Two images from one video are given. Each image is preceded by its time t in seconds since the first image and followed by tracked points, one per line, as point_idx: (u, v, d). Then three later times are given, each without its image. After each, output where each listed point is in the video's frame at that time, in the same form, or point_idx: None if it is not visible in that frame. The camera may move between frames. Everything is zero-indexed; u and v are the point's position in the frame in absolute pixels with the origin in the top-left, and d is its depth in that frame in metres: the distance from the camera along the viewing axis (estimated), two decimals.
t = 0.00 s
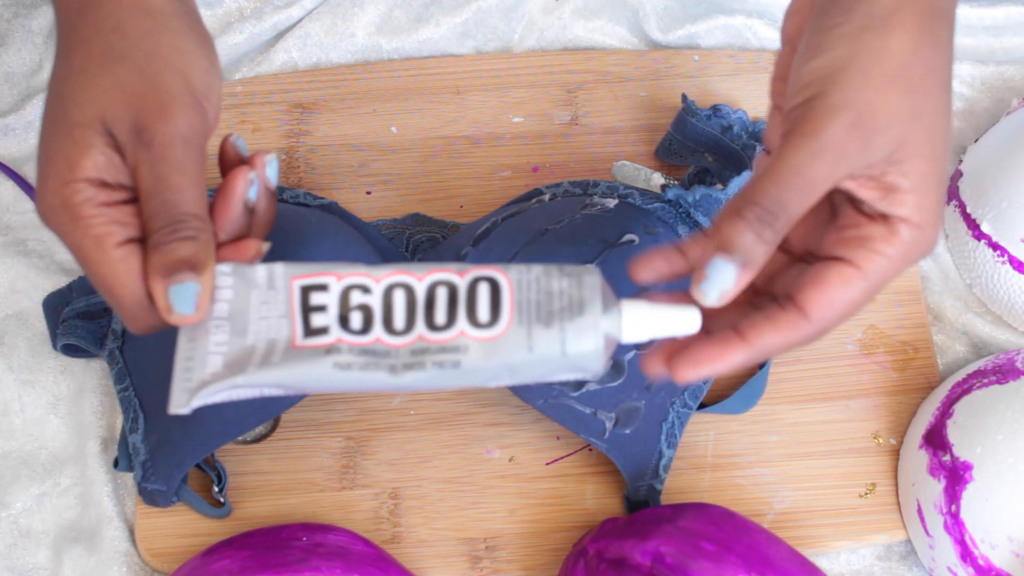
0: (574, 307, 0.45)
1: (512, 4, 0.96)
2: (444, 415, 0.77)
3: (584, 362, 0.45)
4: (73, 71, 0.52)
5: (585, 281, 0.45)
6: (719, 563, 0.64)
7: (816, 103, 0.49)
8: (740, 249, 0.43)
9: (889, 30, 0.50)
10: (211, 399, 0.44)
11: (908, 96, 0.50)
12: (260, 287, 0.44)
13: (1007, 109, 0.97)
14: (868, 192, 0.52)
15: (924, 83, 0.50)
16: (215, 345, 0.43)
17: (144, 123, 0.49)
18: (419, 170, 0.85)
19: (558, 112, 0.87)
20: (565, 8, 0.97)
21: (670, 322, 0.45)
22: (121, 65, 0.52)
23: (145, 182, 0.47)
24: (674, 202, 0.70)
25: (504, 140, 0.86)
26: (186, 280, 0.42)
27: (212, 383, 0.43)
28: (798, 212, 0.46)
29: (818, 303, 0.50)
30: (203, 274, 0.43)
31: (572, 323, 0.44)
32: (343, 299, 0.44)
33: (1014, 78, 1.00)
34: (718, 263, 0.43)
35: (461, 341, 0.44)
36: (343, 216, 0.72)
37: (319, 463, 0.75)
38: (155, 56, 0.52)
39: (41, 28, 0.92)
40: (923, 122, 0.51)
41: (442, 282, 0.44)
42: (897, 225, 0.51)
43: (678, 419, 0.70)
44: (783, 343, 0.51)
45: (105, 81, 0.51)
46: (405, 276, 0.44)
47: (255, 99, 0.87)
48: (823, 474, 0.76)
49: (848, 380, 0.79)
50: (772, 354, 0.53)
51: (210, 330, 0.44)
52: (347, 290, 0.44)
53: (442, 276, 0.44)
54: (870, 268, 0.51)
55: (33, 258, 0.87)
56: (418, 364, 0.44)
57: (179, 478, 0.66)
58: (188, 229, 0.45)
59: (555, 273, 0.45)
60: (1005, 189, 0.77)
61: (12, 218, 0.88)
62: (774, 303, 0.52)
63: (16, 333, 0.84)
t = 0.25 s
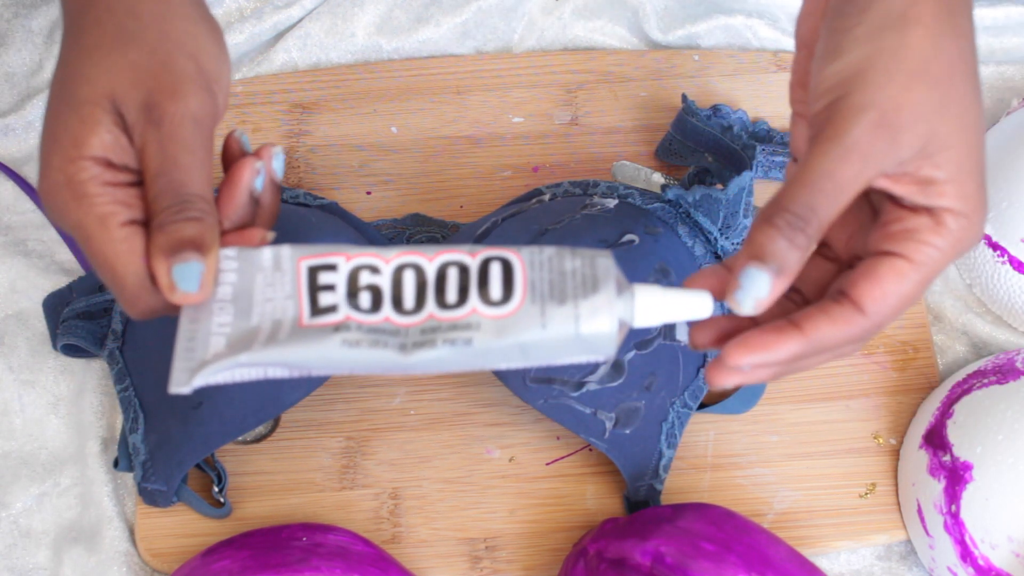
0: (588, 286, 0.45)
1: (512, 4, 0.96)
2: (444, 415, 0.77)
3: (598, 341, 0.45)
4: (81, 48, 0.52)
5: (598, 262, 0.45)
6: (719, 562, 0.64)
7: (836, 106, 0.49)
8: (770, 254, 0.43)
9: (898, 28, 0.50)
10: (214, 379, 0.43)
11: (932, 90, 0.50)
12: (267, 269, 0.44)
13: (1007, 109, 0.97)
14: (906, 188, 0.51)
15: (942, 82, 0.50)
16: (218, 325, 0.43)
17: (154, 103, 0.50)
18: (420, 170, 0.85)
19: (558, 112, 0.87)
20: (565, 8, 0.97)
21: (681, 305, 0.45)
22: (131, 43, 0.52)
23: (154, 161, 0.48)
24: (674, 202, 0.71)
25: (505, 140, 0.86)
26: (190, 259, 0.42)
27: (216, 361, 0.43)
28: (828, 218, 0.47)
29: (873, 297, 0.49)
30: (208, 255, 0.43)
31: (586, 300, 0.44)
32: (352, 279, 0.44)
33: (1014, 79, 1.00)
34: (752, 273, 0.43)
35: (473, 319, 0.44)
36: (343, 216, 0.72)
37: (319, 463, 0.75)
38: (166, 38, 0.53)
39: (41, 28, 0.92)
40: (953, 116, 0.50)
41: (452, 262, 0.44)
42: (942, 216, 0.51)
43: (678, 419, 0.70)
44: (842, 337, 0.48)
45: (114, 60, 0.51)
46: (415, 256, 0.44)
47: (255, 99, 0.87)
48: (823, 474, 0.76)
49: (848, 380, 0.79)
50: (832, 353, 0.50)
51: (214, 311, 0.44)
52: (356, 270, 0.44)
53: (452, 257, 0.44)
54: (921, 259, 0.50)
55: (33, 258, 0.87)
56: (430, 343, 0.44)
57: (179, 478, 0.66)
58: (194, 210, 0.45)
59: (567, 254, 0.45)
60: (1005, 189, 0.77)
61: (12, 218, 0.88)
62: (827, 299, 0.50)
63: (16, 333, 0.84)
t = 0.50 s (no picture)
0: (581, 326, 0.44)
1: (512, 4, 0.96)
2: (444, 415, 0.77)
3: (588, 375, 0.45)
4: (94, 63, 0.52)
5: (592, 302, 0.45)
6: (720, 563, 0.64)
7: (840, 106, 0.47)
8: (797, 274, 0.41)
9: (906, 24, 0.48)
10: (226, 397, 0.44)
11: (951, 83, 0.48)
12: (273, 291, 0.44)
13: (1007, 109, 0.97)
14: (918, 187, 0.48)
15: (952, 73, 0.48)
16: (229, 344, 0.44)
17: (168, 121, 0.50)
18: (421, 170, 0.85)
19: (559, 112, 0.87)
20: (565, 8, 0.97)
21: (663, 346, 0.45)
22: (146, 60, 0.52)
23: (165, 179, 0.47)
24: (674, 202, 0.72)
25: (506, 140, 0.86)
26: (199, 277, 0.42)
27: (226, 382, 0.43)
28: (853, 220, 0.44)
29: (889, 314, 0.47)
30: (216, 274, 0.43)
31: (578, 341, 0.44)
32: (359, 307, 0.43)
33: (1014, 78, 1.00)
34: (781, 292, 0.41)
35: (477, 352, 0.44)
36: (343, 216, 0.72)
37: (319, 463, 0.75)
38: (180, 56, 0.53)
39: (41, 28, 0.92)
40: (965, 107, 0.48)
41: (458, 295, 0.44)
42: (953, 220, 0.48)
43: (678, 420, 0.70)
44: (862, 358, 0.47)
45: (129, 76, 0.51)
46: (422, 287, 0.44)
47: (256, 99, 0.87)
48: (823, 474, 0.76)
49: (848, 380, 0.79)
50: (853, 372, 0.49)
51: (222, 330, 0.44)
52: (362, 299, 0.43)
53: (459, 290, 0.44)
54: (934, 269, 0.48)
55: (33, 258, 0.87)
56: (434, 373, 0.44)
57: (179, 478, 0.66)
58: (205, 229, 0.45)
59: (564, 292, 0.45)
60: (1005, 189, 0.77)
61: (12, 218, 0.88)
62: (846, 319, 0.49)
63: (16, 333, 0.84)
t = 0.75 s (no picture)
0: (585, 310, 0.45)
1: (512, 5, 0.96)
2: (445, 415, 0.77)
3: (593, 362, 0.45)
4: (90, 60, 0.52)
5: (594, 286, 0.46)
6: (719, 563, 0.64)
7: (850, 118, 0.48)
8: (803, 272, 0.42)
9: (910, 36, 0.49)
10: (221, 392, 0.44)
11: (948, 89, 0.48)
12: (270, 284, 0.44)
13: (1007, 109, 0.97)
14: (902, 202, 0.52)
15: (961, 101, 0.49)
16: (224, 339, 0.43)
17: (164, 118, 0.50)
18: (421, 170, 0.85)
19: (559, 112, 0.87)
20: (565, 8, 0.97)
21: (671, 328, 0.47)
22: (142, 59, 0.52)
23: (160, 175, 0.47)
24: (674, 202, 0.70)
25: (507, 139, 0.86)
26: (195, 274, 0.42)
27: (222, 376, 0.43)
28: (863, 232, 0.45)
29: (852, 320, 0.50)
30: (213, 270, 0.43)
31: (583, 324, 0.45)
32: (357, 296, 0.44)
33: (1015, 78, 1.00)
34: (784, 291, 0.43)
35: (476, 338, 0.44)
36: (343, 216, 0.72)
37: (319, 463, 0.75)
38: (175, 54, 0.53)
39: (41, 28, 0.92)
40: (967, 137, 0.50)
41: (455, 282, 0.44)
42: (923, 235, 0.52)
43: (678, 419, 0.70)
44: (826, 359, 0.49)
45: (125, 74, 0.51)
46: (418, 276, 0.44)
47: (257, 98, 0.87)
48: (823, 474, 0.76)
49: (848, 380, 0.79)
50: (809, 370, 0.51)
51: (219, 325, 0.44)
52: (359, 288, 0.44)
53: (455, 277, 0.44)
54: (895, 278, 0.51)
55: (33, 258, 0.87)
56: (432, 361, 0.44)
57: (179, 478, 0.66)
58: (200, 224, 0.45)
59: (565, 277, 0.46)
60: (1005, 189, 0.77)
61: (12, 217, 0.88)
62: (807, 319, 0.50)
63: (16, 333, 0.84)
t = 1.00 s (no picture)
0: (582, 297, 0.45)
1: (512, 4, 0.96)
2: (445, 415, 0.77)
3: (592, 351, 0.45)
4: (82, 55, 0.52)
5: (591, 274, 0.46)
6: (719, 563, 0.64)
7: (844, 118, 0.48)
8: (793, 268, 0.42)
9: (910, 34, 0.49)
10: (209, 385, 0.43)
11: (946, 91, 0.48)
12: (260, 278, 0.44)
13: (1007, 109, 0.97)
14: (899, 199, 0.52)
15: (958, 100, 0.49)
16: (213, 332, 0.43)
17: (154, 111, 0.49)
18: (421, 170, 0.85)
19: (559, 112, 0.87)
20: (565, 8, 0.97)
21: (670, 320, 0.46)
22: (134, 54, 0.52)
23: (150, 169, 0.47)
24: (674, 202, 0.70)
25: (506, 139, 0.86)
26: (183, 266, 0.42)
27: (210, 368, 0.43)
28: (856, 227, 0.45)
29: (850, 306, 0.49)
30: (202, 263, 0.43)
31: (581, 311, 0.45)
32: (347, 287, 0.44)
33: (1014, 78, 1.00)
34: (771, 286, 0.42)
35: (469, 327, 0.44)
36: (343, 216, 0.72)
37: (319, 463, 0.75)
38: (167, 48, 0.53)
39: (41, 28, 0.92)
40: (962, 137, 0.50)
41: (447, 273, 0.44)
42: (922, 230, 0.52)
43: (678, 420, 0.70)
44: (821, 341, 0.49)
45: (117, 67, 0.51)
46: (410, 266, 0.44)
47: (257, 98, 0.87)
48: (823, 474, 0.76)
49: (848, 380, 0.79)
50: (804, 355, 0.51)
51: (208, 318, 0.44)
52: (351, 279, 0.44)
53: (447, 268, 0.44)
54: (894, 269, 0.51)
55: (33, 258, 0.87)
56: (424, 351, 0.44)
57: (179, 478, 0.66)
58: (188, 218, 0.45)
59: (561, 265, 0.46)
60: (1005, 189, 0.77)
61: (12, 217, 0.88)
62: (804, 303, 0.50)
63: (16, 333, 0.84)
